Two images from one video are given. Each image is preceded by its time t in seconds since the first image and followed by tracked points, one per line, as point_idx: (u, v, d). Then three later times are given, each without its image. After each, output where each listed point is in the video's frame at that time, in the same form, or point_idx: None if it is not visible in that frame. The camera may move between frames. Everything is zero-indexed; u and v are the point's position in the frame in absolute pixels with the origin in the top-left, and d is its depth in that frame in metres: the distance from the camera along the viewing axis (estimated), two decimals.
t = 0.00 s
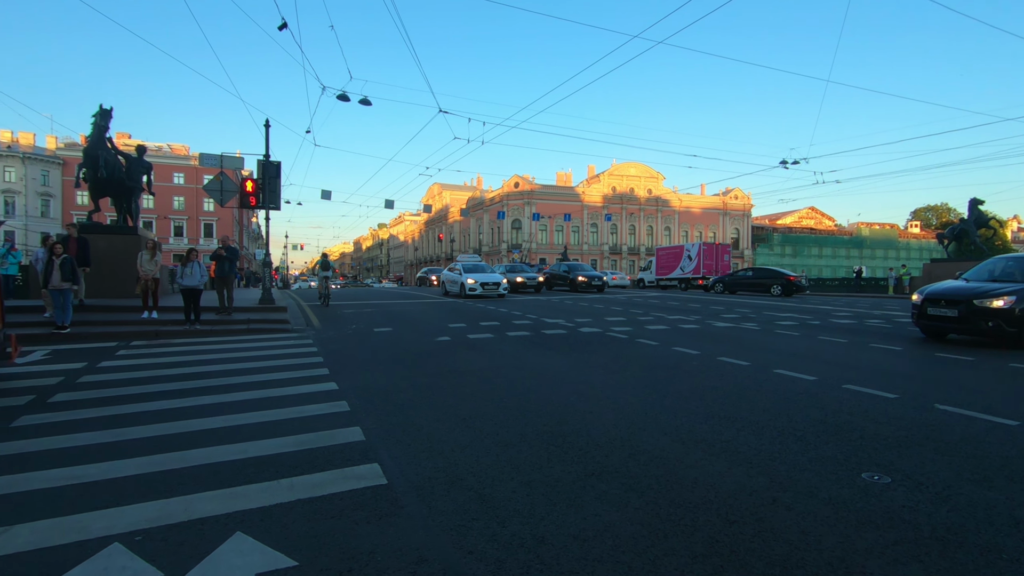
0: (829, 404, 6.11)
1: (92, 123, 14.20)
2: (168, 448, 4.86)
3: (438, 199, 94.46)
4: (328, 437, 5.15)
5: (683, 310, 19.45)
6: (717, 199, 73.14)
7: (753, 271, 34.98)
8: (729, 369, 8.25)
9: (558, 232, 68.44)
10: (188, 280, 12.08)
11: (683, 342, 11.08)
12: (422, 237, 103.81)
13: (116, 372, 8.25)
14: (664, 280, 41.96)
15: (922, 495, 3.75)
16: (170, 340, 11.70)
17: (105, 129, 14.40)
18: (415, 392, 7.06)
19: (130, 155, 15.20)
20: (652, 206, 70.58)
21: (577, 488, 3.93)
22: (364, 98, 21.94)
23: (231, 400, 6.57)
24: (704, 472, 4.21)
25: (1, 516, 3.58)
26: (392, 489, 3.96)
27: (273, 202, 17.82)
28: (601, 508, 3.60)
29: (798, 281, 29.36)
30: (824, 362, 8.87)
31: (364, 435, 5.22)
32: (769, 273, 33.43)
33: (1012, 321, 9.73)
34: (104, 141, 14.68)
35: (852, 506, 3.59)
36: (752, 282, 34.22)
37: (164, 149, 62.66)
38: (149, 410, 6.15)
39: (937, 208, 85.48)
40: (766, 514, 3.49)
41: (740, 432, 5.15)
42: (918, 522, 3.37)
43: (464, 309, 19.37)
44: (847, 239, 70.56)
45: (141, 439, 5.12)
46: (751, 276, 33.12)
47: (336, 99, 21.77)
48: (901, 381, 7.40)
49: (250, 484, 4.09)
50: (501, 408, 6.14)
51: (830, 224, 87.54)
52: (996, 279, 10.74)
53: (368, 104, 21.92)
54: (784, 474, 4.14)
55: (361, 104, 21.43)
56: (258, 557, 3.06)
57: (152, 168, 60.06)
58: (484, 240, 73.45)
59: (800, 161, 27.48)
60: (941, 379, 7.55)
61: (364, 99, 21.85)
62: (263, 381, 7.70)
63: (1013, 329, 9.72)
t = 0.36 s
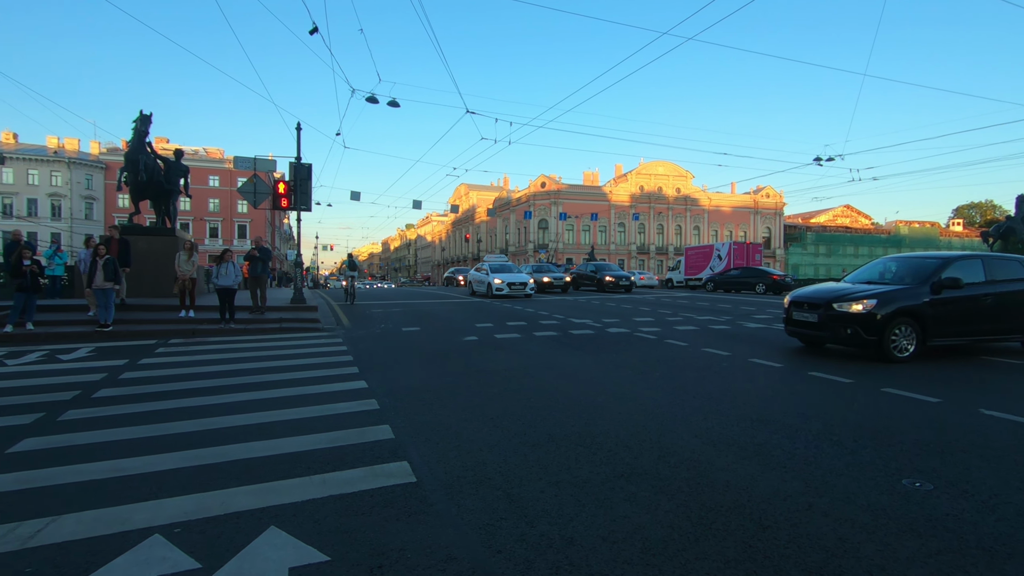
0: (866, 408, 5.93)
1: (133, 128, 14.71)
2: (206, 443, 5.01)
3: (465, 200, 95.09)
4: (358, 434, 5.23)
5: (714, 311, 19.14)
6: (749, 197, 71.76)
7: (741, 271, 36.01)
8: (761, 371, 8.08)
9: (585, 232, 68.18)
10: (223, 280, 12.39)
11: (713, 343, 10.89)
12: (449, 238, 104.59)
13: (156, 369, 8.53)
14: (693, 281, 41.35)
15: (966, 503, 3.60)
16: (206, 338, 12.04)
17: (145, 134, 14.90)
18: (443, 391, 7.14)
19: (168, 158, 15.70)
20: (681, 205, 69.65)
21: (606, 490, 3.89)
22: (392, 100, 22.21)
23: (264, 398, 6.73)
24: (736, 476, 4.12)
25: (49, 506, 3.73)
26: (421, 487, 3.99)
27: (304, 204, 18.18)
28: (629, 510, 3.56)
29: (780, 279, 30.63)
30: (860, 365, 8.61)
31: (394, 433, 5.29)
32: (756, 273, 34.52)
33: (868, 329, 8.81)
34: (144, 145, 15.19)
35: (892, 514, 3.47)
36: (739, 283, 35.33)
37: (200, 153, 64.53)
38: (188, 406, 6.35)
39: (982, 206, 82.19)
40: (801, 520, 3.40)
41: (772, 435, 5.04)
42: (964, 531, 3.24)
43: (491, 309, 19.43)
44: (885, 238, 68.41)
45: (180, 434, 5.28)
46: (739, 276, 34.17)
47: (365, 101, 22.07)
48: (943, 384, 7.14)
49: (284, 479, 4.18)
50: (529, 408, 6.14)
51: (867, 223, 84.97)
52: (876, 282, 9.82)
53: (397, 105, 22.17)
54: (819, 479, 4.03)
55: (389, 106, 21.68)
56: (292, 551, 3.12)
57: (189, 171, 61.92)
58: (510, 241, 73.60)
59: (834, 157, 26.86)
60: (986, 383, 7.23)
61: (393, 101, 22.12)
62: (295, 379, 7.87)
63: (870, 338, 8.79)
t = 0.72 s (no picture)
0: (906, 413, 5.72)
1: (171, 133, 15.16)
2: (240, 439, 5.13)
3: (492, 200, 95.39)
4: (387, 433, 5.28)
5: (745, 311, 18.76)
6: (780, 195, 70.20)
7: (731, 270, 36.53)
8: (794, 373, 7.89)
9: (612, 232, 67.70)
10: (256, 280, 12.68)
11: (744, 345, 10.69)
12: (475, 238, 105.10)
13: (192, 366, 8.76)
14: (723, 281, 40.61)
15: (1014, 513, 3.45)
16: (239, 336, 12.34)
17: (181, 138, 15.34)
18: (469, 391, 7.15)
19: (203, 162, 16.13)
20: (710, 204, 68.53)
21: (634, 492, 3.84)
22: (420, 101, 22.40)
23: (295, 396, 6.86)
24: (769, 480, 4.03)
25: (93, 498, 3.87)
26: (449, 486, 4.01)
27: (334, 205, 18.49)
28: (658, 514, 3.51)
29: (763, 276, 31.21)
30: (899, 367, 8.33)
31: (421, 432, 5.33)
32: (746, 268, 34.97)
33: (672, 341, 7.54)
34: (181, 149, 15.66)
35: (934, 522, 3.35)
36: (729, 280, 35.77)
37: (233, 156, 66.18)
38: (222, 403, 6.50)
39: None
40: (837, 527, 3.31)
41: (805, 439, 4.92)
42: (1012, 542, 3.10)
43: (518, 309, 19.43)
44: (924, 236, 66.08)
45: (215, 430, 5.42)
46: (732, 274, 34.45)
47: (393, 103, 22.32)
48: (989, 389, 6.85)
49: (314, 476, 4.25)
50: (555, 408, 6.11)
51: (905, 221, 82.24)
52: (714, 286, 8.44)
53: (424, 106, 22.37)
54: (857, 485, 3.91)
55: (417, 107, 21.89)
56: (323, 547, 3.17)
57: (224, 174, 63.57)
58: (537, 240, 73.51)
59: (870, 153, 26.11)
60: None
61: (421, 103, 22.32)
62: (325, 377, 8.00)
63: (676, 350, 7.49)
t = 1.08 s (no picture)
0: (947, 418, 5.53)
1: (205, 137, 15.56)
2: (271, 436, 5.23)
3: (517, 199, 95.44)
4: (414, 432, 5.32)
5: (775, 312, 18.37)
6: (812, 193, 68.55)
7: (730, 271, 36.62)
8: (827, 375, 7.70)
9: (638, 232, 67.07)
10: (286, 280, 12.94)
11: (775, 346, 10.47)
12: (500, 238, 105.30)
13: (225, 364, 8.99)
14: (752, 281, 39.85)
15: None
16: (271, 335, 12.60)
17: (215, 142, 15.73)
18: (495, 391, 7.16)
19: (235, 164, 16.51)
20: (739, 203, 67.32)
21: (663, 496, 3.79)
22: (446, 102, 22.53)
23: (324, 394, 6.96)
24: (802, 485, 3.93)
25: (132, 491, 3.99)
26: (477, 486, 4.02)
27: (361, 205, 18.73)
28: (687, 518, 3.46)
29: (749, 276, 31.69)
30: (939, 371, 8.05)
31: (448, 432, 5.35)
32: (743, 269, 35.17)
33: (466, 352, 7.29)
34: (214, 152, 16.06)
35: (977, 532, 3.22)
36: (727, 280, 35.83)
37: (264, 158, 67.60)
38: (253, 400, 6.65)
39: None
40: (874, 535, 3.21)
41: (840, 444, 4.78)
42: None
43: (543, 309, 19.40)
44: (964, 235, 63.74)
45: (247, 427, 5.54)
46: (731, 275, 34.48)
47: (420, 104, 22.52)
48: None
49: (344, 473, 4.30)
50: (581, 409, 6.07)
51: (944, 219, 79.47)
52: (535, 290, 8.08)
53: (450, 107, 22.52)
54: (895, 492, 3.79)
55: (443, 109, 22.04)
56: (353, 544, 3.21)
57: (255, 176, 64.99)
58: (562, 240, 73.27)
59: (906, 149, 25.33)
60: None
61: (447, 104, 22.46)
62: (352, 376, 8.11)
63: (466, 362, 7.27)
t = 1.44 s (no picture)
0: (985, 423, 5.34)
1: (233, 140, 15.89)
2: (298, 434, 5.32)
3: (539, 199, 95.36)
4: (438, 431, 5.36)
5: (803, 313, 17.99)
6: (842, 191, 67.01)
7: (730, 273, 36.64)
8: (856, 378, 7.52)
9: (662, 231, 66.39)
10: (313, 279, 13.15)
11: (803, 347, 10.25)
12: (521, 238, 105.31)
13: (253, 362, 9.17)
14: (779, 281, 39.11)
15: None
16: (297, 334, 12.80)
17: (243, 145, 16.06)
18: (518, 390, 7.16)
19: (263, 167, 16.83)
20: (765, 201, 66.14)
21: (688, 498, 3.74)
22: (469, 103, 22.60)
23: (350, 392, 7.06)
24: (833, 490, 3.84)
25: (164, 486, 4.09)
26: (501, 486, 4.02)
27: (385, 206, 18.93)
28: (713, 522, 3.40)
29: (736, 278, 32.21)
30: (976, 374, 7.77)
31: (471, 431, 5.38)
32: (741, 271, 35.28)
33: (267, 363, 6.44)
34: (243, 155, 16.39)
35: (1018, 541, 3.11)
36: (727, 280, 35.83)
37: (291, 160, 68.70)
38: (280, 398, 6.77)
39: None
40: (910, 543, 3.11)
41: (872, 448, 4.66)
42: None
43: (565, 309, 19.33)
44: (1002, 233, 61.56)
45: (274, 424, 5.64)
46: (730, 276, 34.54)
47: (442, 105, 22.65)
48: None
49: (369, 471, 4.35)
50: (605, 410, 6.02)
51: (981, 216, 76.85)
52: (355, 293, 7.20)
53: (473, 109, 22.63)
54: (930, 498, 3.68)
55: (466, 109, 22.12)
56: (377, 541, 3.24)
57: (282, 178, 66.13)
58: (584, 240, 72.90)
59: (940, 145, 24.68)
60: None
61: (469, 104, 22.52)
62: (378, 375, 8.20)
63: (264, 377, 6.44)
